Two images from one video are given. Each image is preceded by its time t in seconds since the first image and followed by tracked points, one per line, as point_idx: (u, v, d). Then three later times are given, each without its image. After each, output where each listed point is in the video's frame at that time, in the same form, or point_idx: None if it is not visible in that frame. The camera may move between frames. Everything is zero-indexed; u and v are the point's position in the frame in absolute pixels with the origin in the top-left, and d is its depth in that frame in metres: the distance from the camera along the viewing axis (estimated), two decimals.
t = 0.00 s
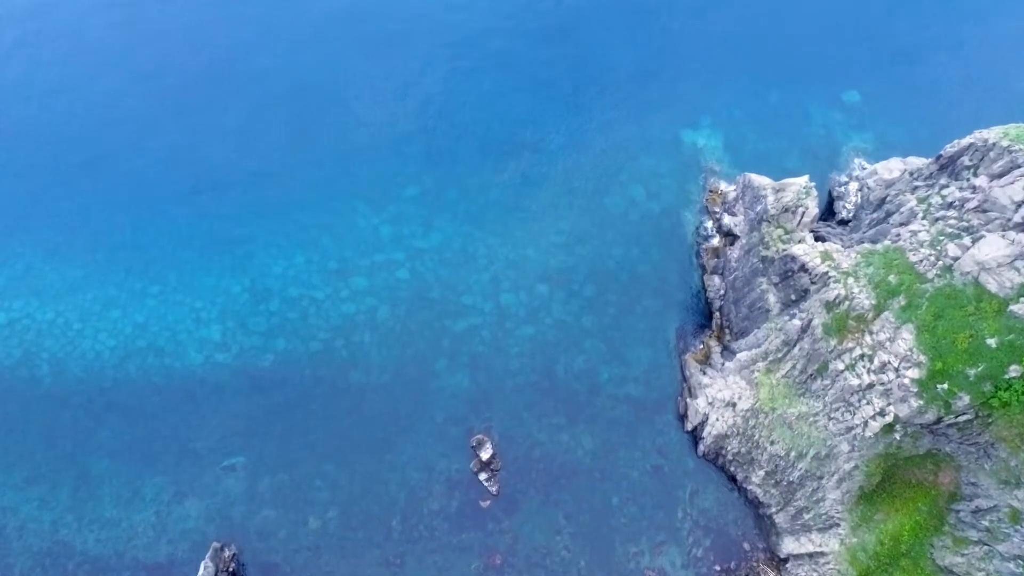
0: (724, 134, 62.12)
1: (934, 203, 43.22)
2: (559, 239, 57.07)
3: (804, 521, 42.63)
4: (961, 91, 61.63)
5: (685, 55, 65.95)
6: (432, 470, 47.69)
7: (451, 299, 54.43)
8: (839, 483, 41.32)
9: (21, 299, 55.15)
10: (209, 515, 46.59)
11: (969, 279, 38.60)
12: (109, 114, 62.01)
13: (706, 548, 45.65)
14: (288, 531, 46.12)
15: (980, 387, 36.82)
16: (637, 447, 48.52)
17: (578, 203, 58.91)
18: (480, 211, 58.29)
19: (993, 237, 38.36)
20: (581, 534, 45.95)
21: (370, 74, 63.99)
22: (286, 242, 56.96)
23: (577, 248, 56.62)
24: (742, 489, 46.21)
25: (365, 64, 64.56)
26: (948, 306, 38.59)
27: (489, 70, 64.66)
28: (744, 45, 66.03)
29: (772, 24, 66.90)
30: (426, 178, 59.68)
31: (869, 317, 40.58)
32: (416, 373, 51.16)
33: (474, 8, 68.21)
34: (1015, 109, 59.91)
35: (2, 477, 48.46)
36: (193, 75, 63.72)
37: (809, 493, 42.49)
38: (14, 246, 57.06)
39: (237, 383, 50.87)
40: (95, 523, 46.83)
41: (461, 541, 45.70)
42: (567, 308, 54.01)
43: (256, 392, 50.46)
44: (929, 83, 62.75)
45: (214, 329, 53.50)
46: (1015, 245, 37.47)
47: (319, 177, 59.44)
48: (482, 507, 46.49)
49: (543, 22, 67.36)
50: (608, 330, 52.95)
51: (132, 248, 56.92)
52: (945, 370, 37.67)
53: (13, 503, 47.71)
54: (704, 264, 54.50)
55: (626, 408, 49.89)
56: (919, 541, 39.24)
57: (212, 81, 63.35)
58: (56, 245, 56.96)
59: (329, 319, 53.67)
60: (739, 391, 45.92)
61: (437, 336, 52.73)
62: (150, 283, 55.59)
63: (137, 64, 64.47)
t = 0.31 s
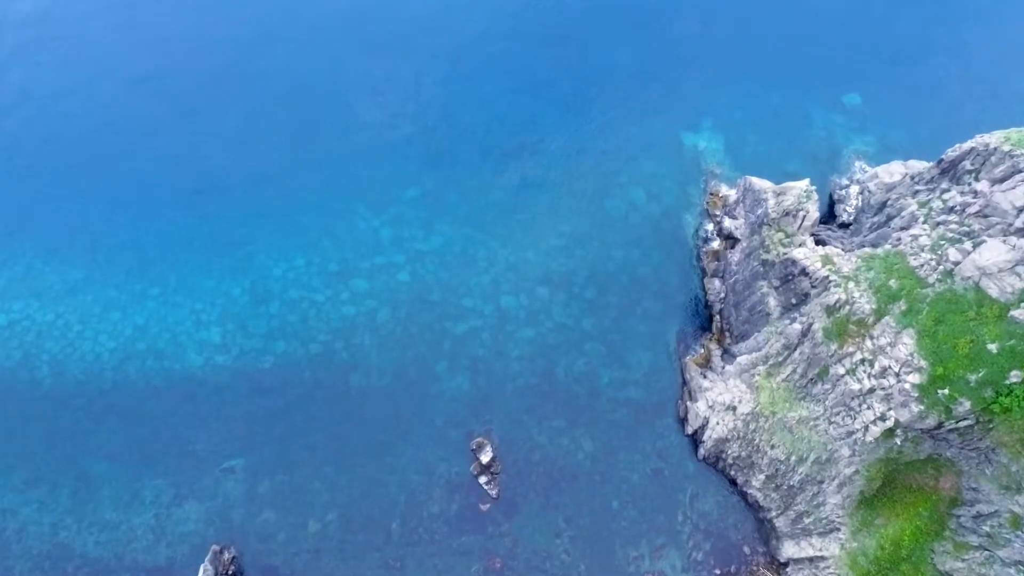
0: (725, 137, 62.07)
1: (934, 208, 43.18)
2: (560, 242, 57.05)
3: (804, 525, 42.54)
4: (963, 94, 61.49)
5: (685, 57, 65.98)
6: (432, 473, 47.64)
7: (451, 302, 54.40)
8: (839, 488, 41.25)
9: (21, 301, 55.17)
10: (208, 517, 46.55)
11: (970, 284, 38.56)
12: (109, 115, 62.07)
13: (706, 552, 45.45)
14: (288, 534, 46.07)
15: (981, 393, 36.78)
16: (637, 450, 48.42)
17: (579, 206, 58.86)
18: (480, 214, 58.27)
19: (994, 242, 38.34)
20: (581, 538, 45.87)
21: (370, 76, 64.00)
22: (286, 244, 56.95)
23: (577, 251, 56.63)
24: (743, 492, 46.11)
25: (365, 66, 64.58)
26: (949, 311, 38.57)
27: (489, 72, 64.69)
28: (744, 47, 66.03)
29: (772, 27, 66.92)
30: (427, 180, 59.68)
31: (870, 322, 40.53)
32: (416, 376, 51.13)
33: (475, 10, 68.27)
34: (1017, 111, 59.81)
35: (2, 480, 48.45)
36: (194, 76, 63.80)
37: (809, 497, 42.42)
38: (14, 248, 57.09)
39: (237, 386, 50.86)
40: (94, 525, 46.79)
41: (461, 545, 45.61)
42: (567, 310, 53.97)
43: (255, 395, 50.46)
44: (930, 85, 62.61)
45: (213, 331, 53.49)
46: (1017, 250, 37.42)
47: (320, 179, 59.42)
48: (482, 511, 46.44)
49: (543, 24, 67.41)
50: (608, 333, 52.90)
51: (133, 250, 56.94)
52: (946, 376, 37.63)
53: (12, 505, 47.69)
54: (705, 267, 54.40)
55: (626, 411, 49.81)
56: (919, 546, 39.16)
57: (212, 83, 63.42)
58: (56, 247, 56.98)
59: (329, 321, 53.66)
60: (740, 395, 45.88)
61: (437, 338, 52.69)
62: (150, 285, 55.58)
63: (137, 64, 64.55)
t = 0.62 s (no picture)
0: (725, 139, 62.03)
1: (935, 210, 43.15)
2: (560, 244, 57.03)
3: (804, 528, 42.44)
4: (965, 96, 61.42)
5: (686, 59, 65.94)
6: (431, 475, 47.59)
7: (452, 303, 54.36)
8: (839, 490, 41.21)
9: (21, 303, 55.19)
10: (208, 519, 46.52)
11: (971, 287, 38.57)
12: (109, 116, 62.11)
13: (706, 554, 45.27)
14: (288, 536, 46.02)
15: (981, 396, 36.77)
16: (637, 452, 48.31)
17: (579, 208, 58.84)
18: (480, 216, 58.25)
19: (995, 246, 38.48)
20: (581, 540, 45.81)
21: (370, 77, 63.99)
22: (286, 245, 56.93)
23: (577, 253, 56.62)
24: (743, 495, 45.99)
25: (366, 67, 64.59)
26: (950, 314, 38.57)
27: (490, 73, 64.71)
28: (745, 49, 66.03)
29: (773, 28, 66.87)
30: (427, 181, 59.65)
31: (871, 324, 40.49)
32: (416, 378, 51.09)
33: (476, 11, 68.26)
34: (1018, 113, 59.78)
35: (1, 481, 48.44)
36: (194, 77, 63.85)
37: (810, 500, 42.35)
38: (14, 249, 57.09)
39: (237, 387, 50.83)
40: (94, 526, 46.76)
41: (461, 546, 45.57)
42: (567, 312, 53.93)
43: (255, 397, 50.43)
44: (933, 88, 62.42)
45: (213, 333, 53.46)
46: (1018, 254, 37.58)
47: (320, 181, 59.40)
48: (482, 513, 46.40)
49: (544, 25, 67.40)
50: (609, 335, 52.85)
51: (133, 251, 56.94)
52: (946, 379, 37.62)
53: (12, 507, 47.67)
54: (705, 269, 54.29)
55: (626, 413, 49.71)
56: (920, 548, 39.10)
57: (213, 83, 63.46)
58: (56, 249, 56.98)
59: (330, 323, 53.64)
60: (740, 397, 45.84)
61: (437, 340, 52.65)
62: (150, 286, 55.57)
63: (137, 65, 64.60)
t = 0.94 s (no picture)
0: (725, 139, 62.02)
1: (936, 211, 43.13)
2: (560, 245, 57.04)
3: (804, 529, 42.35)
4: (966, 97, 61.40)
5: (686, 59, 65.95)
6: (431, 475, 47.55)
7: (451, 304, 54.34)
8: (839, 491, 41.16)
9: (21, 303, 55.24)
10: (208, 519, 46.48)
11: (971, 288, 38.58)
12: (109, 116, 62.11)
13: (706, 555, 45.13)
14: (288, 536, 45.96)
15: (981, 398, 36.73)
16: (637, 453, 48.22)
17: (579, 209, 58.88)
18: (480, 216, 58.27)
19: (995, 247, 38.46)
20: (581, 541, 45.74)
21: (371, 77, 64.00)
22: (286, 246, 56.91)
23: (578, 253, 56.62)
24: (743, 496, 45.89)
25: (367, 67, 64.59)
26: (950, 315, 38.56)
27: (490, 74, 64.72)
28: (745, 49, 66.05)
29: (773, 29, 66.88)
30: (427, 182, 59.64)
31: (871, 326, 40.49)
32: (416, 379, 51.07)
33: (476, 11, 68.27)
34: (1017, 113, 59.75)
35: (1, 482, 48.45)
36: (194, 77, 63.86)
37: (810, 501, 42.31)
38: (14, 249, 57.13)
39: (237, 388, 50.81)
40: (94, 527, 46.74)
41: (461, 547, 45.51)
42: (567, 312, 53.92)
43: (255, 397, 50.41)
44: (934, 89, 62.43)
45: (214, 333, 53.46)
46: (1019, 256, 37.58)
47: (320, 182, 59.37)
48: (482, 513, 46.35)
49: (544, 25, 67.45)
50: (609, 336, 52.83)
51: (133, 252, 56.94)
52: (947, 380, 37.59)
53: (12, 507, 47.67)
54: (705, 270, 54.24)
55: (626, 414, 49.65)
56: (920, 550, 39.01)
57: (212, 84, 63.47)
58: (56, 249, 57.03)
59: (330, 323, 53.61)
60: (740, 398, 45.83)
61: (437, 341, 52.63)
62: (150, 287, 55.56)
63: (137, 66, 64.61)
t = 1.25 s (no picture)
0: (726, 140, 62.00)
1: (936, 212, 43.19)
2: (560, 246, 57.06)
3: (804, 530, 42.28)
4: (965, 98, 61.44)
5: (687, 59, 65.94)
6: (431, 476, 47.51)
7: (451, 304, 54.31)
8: (839, 493, 41.12)
9: (21, 304, 55.31)
10: (208, 520, 46.46)
11: (972, 290, 38.60)
12: (110, 116, 62.13)
13: (706, 557, 45.06)
14: (288, 537, 45.92)
15: (982, 399, 36.70)
16: (637, 454, 48.15)
17: (579, 210, 58.87)
18: (481, 217, 58.28)
19: (996, 249, 38.48)
20: (581, 541, 45.66)
21: (371, 78, 64.02)
22: (286, 247, 56.92)
23: (578, 254, 56.63)
24: (743, 497, 45.82)
25: (367, 67, 64.60)
26: (951, 316, 38.55)
27: (490, 74, 64.74)
28: (745, 49, 66.03)
29: (774, 30, 66.86)
30: (427, 182, 59.64)
31: (872, 327, 40.49)
32: (417, 379, 51.03)
33: (476, 11, 68.22)
34: (1017, 115, 59.78)
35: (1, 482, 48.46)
36: (194, 78, 63.88)
37: (810, 502, 42.26)
38: (14, 250, 57.18)
39: (237, 388, 50.77)
40: (93, 527, 46.73)
41: (461, 548, 45.46)
42: (567, 313, 53.90)
43: (255, 398, 50.37)
44: (935, 89, 62.45)
45: (214, 334, 53.45)
46: (1020, 257, 37.58)
47: (321, 183, 59.38)
48: (482, 514, 46.29)
49: (544, 26, 67.42)
50: (609, 337, 52.80)
51: (133, 252, 56.95)
52: (947, 382, 37.58)
53: (12, 507, 47.69)
54: (705, 271, 54.24)
55: (627, 415, 49.61)
56: (921, 551, 38.93)
57: (212, 84, 63.49)
58: (56, 250, 57.07)
59: (330, 324, 53.60)
60: (740, 399, 45.79)
61: (437, 341, 52.59)
62: (150, 287, 55.55)
63: (138, 66, 64.64)
